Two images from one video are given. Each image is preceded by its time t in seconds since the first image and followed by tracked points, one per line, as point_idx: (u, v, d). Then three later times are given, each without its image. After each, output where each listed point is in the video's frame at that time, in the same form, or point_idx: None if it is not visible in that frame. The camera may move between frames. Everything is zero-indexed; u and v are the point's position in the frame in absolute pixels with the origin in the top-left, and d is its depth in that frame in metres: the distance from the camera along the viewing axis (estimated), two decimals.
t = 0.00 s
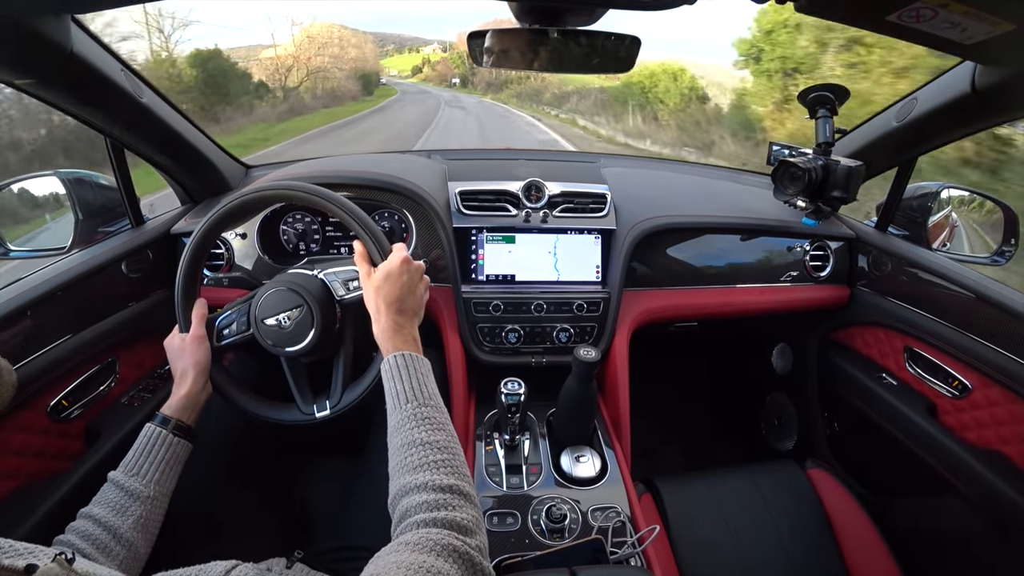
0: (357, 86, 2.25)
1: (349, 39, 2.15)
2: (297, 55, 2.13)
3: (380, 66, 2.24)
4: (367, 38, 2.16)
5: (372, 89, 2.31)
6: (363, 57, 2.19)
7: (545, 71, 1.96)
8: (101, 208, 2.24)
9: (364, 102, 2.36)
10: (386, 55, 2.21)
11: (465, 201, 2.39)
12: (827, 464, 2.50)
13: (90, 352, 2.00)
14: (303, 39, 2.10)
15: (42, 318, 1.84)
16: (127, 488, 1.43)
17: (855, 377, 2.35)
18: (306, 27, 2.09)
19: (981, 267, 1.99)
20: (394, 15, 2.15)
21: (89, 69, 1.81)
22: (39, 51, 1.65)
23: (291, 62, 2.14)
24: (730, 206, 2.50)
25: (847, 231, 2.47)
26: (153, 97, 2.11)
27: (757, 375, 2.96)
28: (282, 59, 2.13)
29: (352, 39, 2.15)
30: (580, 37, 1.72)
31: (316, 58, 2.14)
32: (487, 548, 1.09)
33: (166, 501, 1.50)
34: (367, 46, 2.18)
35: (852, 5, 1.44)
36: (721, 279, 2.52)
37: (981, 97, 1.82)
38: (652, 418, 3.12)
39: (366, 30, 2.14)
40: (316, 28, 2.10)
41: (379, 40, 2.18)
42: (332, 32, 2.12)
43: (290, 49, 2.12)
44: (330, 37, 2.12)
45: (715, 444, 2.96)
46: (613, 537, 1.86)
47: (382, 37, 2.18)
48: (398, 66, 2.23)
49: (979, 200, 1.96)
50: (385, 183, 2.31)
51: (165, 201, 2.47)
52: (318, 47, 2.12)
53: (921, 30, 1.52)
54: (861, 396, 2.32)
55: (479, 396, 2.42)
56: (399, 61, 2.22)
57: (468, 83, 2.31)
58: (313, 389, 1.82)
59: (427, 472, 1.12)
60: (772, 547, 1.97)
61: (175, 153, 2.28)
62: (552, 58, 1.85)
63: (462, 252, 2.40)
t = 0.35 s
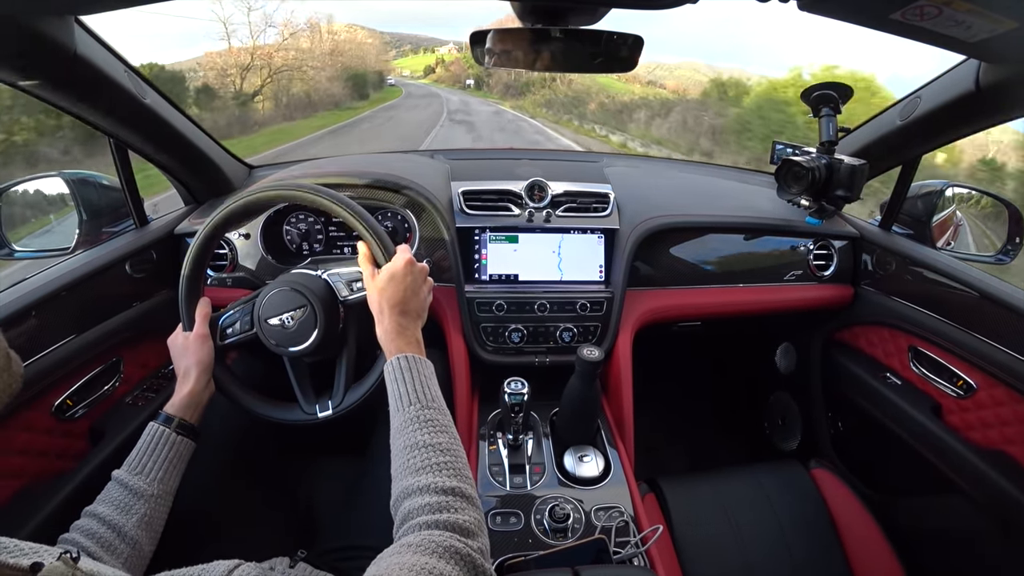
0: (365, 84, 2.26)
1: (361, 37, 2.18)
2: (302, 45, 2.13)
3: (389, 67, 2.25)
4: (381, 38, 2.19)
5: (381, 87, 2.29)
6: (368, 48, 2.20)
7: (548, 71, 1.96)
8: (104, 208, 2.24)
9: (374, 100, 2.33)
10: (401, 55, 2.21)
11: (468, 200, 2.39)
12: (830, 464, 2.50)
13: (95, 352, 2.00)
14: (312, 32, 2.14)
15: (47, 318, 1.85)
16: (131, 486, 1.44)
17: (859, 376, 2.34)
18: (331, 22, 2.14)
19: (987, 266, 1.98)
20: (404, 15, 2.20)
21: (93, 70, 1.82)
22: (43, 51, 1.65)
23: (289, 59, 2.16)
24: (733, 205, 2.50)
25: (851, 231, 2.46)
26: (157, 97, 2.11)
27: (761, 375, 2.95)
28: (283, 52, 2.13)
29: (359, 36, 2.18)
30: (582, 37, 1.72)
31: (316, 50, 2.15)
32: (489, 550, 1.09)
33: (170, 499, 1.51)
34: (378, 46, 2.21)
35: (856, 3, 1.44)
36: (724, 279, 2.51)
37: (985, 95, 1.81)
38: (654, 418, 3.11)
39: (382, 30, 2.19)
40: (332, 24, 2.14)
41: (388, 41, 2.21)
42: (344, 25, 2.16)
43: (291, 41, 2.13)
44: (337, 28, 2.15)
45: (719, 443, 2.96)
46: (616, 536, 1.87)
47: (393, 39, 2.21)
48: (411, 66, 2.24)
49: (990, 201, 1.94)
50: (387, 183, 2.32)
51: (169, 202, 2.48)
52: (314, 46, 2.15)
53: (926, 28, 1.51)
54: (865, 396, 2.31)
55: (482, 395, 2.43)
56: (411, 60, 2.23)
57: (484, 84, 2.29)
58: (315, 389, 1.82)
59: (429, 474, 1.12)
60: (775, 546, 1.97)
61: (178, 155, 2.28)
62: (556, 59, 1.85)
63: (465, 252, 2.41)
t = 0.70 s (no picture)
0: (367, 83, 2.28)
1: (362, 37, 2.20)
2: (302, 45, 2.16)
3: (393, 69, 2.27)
4: (395, 38, 2.21)
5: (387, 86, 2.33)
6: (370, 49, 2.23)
7: (551, 73, 1.96)
8: (108, 211, 2.25)
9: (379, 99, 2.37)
10: (415, 54, 2.23)
11: (470, 203, 2.39)
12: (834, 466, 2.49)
13: (98, 354, 2.01)
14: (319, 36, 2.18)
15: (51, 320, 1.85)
16: (132, 486, 1.44)
17: (863, 378, 2.34)
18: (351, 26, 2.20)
19: (989, 267, 1.98)
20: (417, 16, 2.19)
21: (97, 74, 1.83)
22: (46, 55, 1.66)
23: (291, 59, 2.18)
24: (736, 207, 2.50)
25: (854, 233, 2.46)
26: (160, 101, 2.12)
27: (764, 377, 2.95)
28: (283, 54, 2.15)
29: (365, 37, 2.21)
30: (585, 40, 1.73)
31: (320, 52, 2.19)
32: (493, 557, 1.09)
33: (170, 499, 1.51)
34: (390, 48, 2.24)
35: (859, 5, 1.44)
36: (727, 281, 2.51)
37: (986, 96, 1.81)
38: (657, 421, 3.11)
39: (397, 29, 2.21)
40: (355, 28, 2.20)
41: (403, 40, 2.22)
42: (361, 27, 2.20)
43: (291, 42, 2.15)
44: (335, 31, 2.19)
45: (722, 446, 2.96)
46: (620, 540, 1.86)
47: (408, 38, 2.22)
48: (424, 66, 2.25)
49: (995, 206, 1.96)
50: (389, 186, 2.31)
51: (172, 204, 2.48)
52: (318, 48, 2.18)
53: (928, 30, 1.52)
54: (868, 398, 2.31)
55: (485, 398, 2.42)
56: (424, 60, 2.24)
57: (499, 85, 2.33)
58: (316, 392, 1.82)
59: (433, 480, 1.12)
60: (779, 549, 1.96)
61: (181, 157, 2.28)
62: (560, 61, 1.86)
63: (468, 255, 2.40)
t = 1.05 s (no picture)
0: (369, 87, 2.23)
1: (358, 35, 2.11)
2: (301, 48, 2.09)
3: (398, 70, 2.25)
4: (407, 38, 2.13)
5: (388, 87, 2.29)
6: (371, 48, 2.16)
7: (549, 73, 1.96)
8: (108, 212, 2.25)
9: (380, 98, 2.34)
10: (425, 54, 2.18)
11: (471, 204, 2.39)
12: (835, 467, 2.49)
13: (98, 356, 2.00)
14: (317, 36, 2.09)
15: (51, 321, 1.85)
16: (131, 486, 1.44)
17: (863, 379, 2.34)
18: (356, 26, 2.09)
19: (990, 267, 1.98)
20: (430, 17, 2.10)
21: (96, 75, 1.82)
22: (45, 56, 1.65)
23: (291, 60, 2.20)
24: (736, 208, 2.50)
25: (855, 233, 2.46)
26: (160, 102, 2.12)
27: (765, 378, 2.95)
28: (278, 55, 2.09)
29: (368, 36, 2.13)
30: (585, 39, 1.73)
31: (320, 53, 2.11)
32: (491, 564, 1.08)
33: (169, 498, 1.51)
34: (401, 48, 2.17)
35: (860, 5, 1.44)
36: (727, 281, 2.51)
37: (988, 97, 1.81)
38: (657, 421, 3.11)
39: (409, 30, 2.13)
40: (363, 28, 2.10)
41: (415, 40, 2.15)
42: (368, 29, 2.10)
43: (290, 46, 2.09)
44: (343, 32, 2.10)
45: (723, 447, 2.96)
46: (621, 541, 1.86)
47: (420, 38, 2.14)
48: (433, 66, 2.21)
49: (996, 205, 1.94)
50: (389, 187, 2.31)
51: (171, 205, 2.48)
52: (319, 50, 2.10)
53: (928, 30, 1.52)
54: (869, 399, 2.31)
55: (485, 399, 2.42)
56: (433, 60, 2.20)
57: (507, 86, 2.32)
58: (315, 394, 1.82)
59: (431, 486, 1.12)
60: (780, 550, 1.96)
61: (182, 158, 2.29)
62: (557, 61, 1.87)
63: (468, 255, 2.40)
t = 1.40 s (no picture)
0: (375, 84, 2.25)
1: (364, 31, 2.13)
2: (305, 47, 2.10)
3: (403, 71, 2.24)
4: (418, 39, 2.15)
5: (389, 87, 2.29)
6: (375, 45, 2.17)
7: (550, 72, 1.96)
8: (111, 210, 2.25)
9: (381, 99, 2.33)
10: (435, 54, 2.19)
11: (473, 203, 2.39)
12: (836, 467, 2.48)
13: (101, 353, 2.01)
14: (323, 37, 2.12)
15: (54, 318, 1.86)
16: (133, 483, 1.44)
17: (865, 379, 2.33)
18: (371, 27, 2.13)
19: (992, 267, 1.97)
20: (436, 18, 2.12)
21: (99, 73, 1.83)
22: (49, 55, 1.66)
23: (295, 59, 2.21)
24: (738, 207, 2.50)
25: (857, 233, 2.45)
26: (163, 100, 2.12)
27: (766, 378, 2.94)
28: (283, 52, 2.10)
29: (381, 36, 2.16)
30: (587, 39, 1.73)
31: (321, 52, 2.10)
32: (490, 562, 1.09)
33: (171, 495, 1.51)
34: (411, 47, 2.17)
35: (863, 3, 1.44)
36: (729, 281, 2.51)
37: (991, 96, 1.80)
38: (658, 419, 3.11)
39: (420, 30, 2.15)
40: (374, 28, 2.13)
41: (426, 41, 2.16)
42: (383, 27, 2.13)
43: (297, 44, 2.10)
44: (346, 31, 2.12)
45: (724, 447, 2.96)
46: (621, 539, 1.86)
47: (431, 39, 2.15)
48: (442, 65, 2.23)
49: (999, 203, 1.93)
50: (391, 185, 2.31)
51: (174, 203, 2.49)
52: (323, 48, 2.12)
53: (931, 29, 1.51)
54: (871, 399, 2.30)
55: (486, 398, 2.43)
56: (443, 60, 2.22)
57: (513, 86, 2.32)
58: (316, 392, 1.82)
59: (431, 484, 1.12)
60: (781, 550, 1.95)
61: (186, 157, 2.30)
62: (558, 60, 1.87)
63: (470, 254, 2.40)
